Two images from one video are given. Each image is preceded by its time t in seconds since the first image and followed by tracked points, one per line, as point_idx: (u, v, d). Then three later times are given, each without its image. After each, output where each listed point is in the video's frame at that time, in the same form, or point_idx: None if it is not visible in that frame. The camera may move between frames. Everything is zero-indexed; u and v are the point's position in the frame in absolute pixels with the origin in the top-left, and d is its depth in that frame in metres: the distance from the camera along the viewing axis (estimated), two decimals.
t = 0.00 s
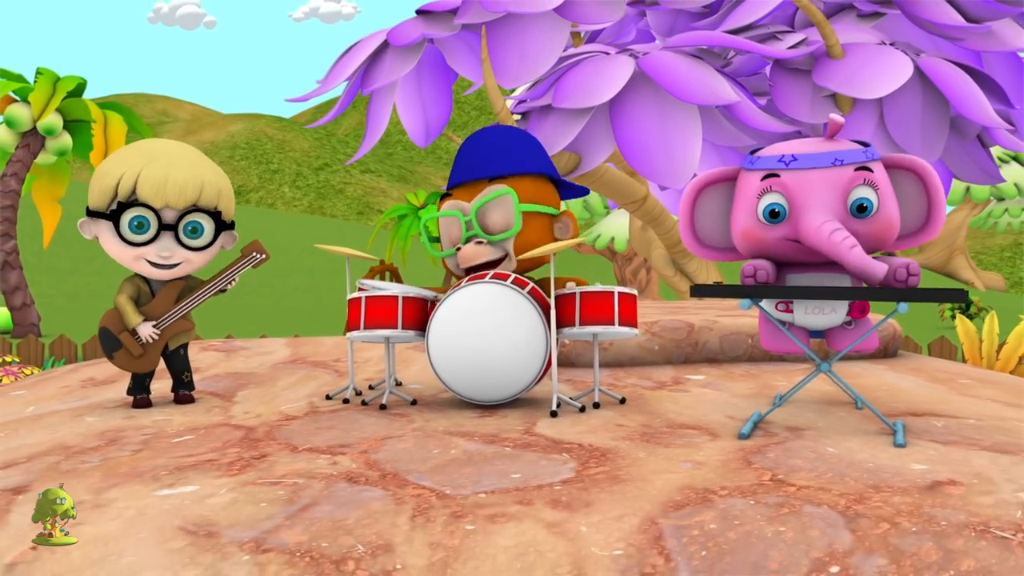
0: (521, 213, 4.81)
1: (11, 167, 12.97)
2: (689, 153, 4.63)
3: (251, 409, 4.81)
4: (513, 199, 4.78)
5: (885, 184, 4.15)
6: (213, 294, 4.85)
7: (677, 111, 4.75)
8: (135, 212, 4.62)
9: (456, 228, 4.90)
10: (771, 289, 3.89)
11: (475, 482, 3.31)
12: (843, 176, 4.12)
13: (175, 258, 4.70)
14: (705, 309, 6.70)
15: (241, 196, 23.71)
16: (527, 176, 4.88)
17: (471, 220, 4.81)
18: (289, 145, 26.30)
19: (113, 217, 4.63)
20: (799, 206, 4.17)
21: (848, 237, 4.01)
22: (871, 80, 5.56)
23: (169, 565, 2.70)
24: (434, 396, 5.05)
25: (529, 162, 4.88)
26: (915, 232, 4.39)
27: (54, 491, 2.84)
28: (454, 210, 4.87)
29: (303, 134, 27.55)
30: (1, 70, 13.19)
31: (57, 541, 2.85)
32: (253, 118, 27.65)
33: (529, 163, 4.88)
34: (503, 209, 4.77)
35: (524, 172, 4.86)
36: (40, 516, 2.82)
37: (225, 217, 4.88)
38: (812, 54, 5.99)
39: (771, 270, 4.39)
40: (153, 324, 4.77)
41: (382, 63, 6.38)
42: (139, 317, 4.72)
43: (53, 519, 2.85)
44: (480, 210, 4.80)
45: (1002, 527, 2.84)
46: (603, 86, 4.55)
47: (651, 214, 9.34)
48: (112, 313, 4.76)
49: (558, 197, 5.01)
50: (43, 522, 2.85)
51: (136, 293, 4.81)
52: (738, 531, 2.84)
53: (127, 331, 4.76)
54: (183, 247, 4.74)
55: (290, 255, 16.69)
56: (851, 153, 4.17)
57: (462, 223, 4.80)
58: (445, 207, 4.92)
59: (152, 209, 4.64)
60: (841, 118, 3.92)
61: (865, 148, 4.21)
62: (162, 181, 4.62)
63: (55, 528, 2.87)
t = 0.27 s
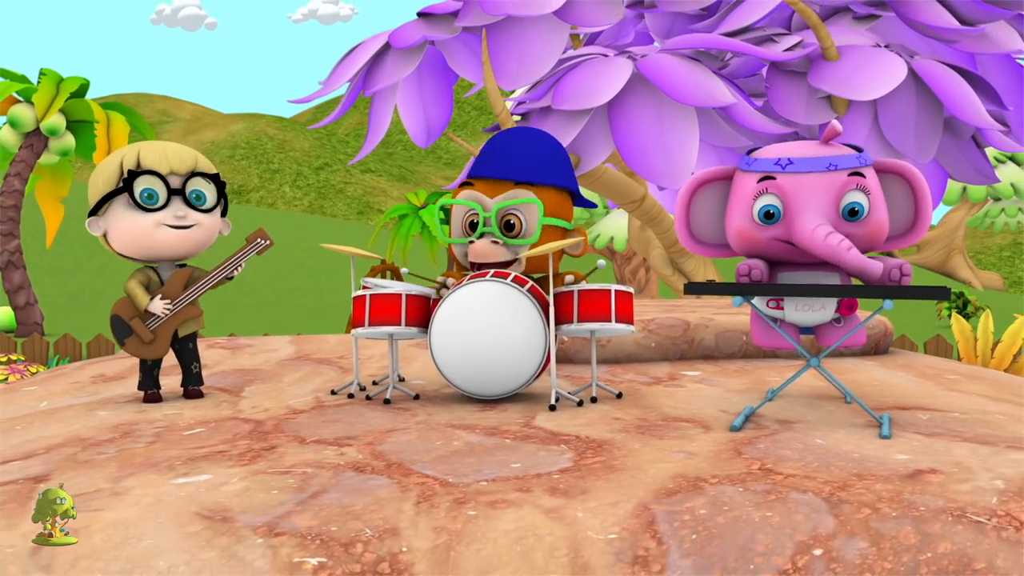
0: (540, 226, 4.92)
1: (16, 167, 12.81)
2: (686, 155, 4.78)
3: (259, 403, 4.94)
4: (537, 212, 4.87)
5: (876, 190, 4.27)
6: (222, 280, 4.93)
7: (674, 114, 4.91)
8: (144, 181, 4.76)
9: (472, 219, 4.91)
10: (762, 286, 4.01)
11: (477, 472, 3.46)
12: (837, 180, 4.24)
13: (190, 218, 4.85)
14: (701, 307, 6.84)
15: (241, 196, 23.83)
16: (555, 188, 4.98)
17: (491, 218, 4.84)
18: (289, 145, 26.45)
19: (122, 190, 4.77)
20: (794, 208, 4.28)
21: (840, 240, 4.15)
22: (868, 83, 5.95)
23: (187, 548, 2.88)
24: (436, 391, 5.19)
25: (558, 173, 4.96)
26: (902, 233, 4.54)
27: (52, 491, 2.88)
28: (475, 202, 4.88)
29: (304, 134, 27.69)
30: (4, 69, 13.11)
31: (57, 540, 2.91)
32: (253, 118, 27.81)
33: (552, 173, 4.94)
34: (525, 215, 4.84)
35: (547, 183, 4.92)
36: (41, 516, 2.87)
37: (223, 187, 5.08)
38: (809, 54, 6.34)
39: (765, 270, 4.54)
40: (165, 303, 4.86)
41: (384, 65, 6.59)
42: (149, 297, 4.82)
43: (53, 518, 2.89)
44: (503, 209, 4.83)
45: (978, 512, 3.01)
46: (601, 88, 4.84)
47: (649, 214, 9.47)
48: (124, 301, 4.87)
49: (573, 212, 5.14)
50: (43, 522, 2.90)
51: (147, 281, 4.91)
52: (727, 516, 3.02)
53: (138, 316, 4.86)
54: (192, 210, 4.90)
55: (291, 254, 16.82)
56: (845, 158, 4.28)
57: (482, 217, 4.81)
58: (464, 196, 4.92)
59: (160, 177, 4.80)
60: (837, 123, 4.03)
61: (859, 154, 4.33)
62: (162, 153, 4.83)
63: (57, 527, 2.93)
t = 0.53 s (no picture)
0: (547, 217, 4.98)
1: (18, 168, 12.93)
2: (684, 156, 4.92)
3: (264, 398, 5.04)
4: (545, 203, 4.94)
5: (869, 193, 4.41)
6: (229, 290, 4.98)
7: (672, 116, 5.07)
8: (155, 208, 4.78)
9: (478, 213, 5.00)
10: (753, 285, 4.14)
11: (478, 464, 3.58)
12: (832, 182, 4.36)
13: (194, 251, 4.86)
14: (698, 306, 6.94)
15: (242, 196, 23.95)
16: (560, 187, 5.08)
17: (498, 208, 4.92)
18: (290, 145, 26.57)
19: (134, 213, 4.79)
20: (789, 206, 4.37)
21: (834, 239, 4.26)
22: (864, 84, 6.51)
23: (199, 536, 3.03)
24: (438, 388, 5.29)
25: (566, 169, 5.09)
26: (893, 239, 4.66)
27: (52, 491, 2.99)
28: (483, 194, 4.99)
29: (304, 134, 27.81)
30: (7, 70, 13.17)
31: (57, 540, 2.99)
32: (253, 118, 27.95)
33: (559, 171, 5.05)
34: (532, 206, 4.93)
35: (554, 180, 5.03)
36: (41, 516, 2.97)
37: (241, 212, 5.04)
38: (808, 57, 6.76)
39: (760, 268, 4.68)
40: (172, 317, 4.94)
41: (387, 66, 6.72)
42: (157, 311, 4.89)
43: (53, 518, 2.99)
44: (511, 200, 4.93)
45: (960, 502, 3.14)
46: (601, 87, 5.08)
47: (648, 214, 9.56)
48: (133, 308, 4.92)
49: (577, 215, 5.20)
50: (43, 522, 2.99)
51: (155, 288, 4.96)
52: (719, 505, 3.15)
53: (148, 324, 4.93)
54: (200, 241, 4.90)
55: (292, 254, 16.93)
56: (840, 160, 4.41)
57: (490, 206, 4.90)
58: (473, 190, 5.03)
59: (172, 205, 4.80)
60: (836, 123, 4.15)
61: (853, 157, 4.47)
62: (180, 179, 4.79)
63: (54, 528, 3.00)
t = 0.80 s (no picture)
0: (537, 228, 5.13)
1: (22, 168, 13.00)
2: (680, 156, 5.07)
3: (270, 392, 5.17)
4: (534, 215, 5.07)
5: (854, 184, 4.51)
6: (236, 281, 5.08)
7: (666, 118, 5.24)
8: (163, 191, 4.90)
9: (472, 223, 5.14)
10: (746, 282, 4.23)
11: (479, 454, 3.72)
12: (816, 171, 4.48)
13: (206, 229, 4.99)
14: (695, 304, 7.06)
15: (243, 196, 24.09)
16: (551, 192, 5.19)
17: (489, 222, 5.08)
18: (291, 146, 26.72)
19: (144, 198, 4.91)
20: (773, 191, 4.48)
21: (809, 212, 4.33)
22: (858, 87, 6.63)
23: (212, 522, 3.19)
24: (439, 383, 5.42)
25: (554, 178, 5.16)
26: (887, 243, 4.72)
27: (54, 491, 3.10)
28: (472, 207, 5.13)
29: (305, 135, 27.95)
30: (10, 71, 13.26)
31: (57, 541, 3.09)
32: (254, 119, 28.11)
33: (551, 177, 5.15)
34: (523, 220, 5.07)
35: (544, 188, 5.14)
36: (42, 515, 3.07)
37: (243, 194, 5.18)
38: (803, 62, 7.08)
39: (753, 263, 4.76)
40: (181, 304, 5.03)
41: (387, 68, 6.89)
42: (166, 298, 4.99)
43: (53, 518, 3.09)
44: (501, 214, 5.06)
45: (943, 490, 3.28)
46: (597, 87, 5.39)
47: (646, 214, 9.66)
48: (143, 300, 5.03)
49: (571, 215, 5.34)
50: (44, 522, 3.09)
51: (164, 281, 5.08)
52: (710, 493, 3.29)
53: (157, 316, 5.04)
54: (209, 220, 5.03)
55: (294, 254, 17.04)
56: (825, 153, 4.56)
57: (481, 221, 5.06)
58: (464, 201, 5.16)
59: (179, 186, 4.93)
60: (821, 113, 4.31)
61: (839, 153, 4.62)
62: (183, 163, 4.93)
63: (59, 526, 3.11)
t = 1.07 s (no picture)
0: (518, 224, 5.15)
1: (27, 169, 13.13)
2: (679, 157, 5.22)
3: (278, 386, 5.32)
4: (507, 215, 5.10)
5: (840, 193, 4.64)
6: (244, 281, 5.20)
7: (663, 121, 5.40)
8: (175, 197, 5.02)
9: (458, 237, 5.28)
10: (740, 279, 4.35)
11: (480, 444, 3.87)
12: (803, 177, 4.62)
13: (215, 236, 5.11)
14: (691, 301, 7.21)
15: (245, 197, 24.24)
16: (521, 187, 5.18)
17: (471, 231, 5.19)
18: (292, 147, 26.87)
19: (155, 203, 5.02)
20: (757, 192, 4.66)
21: (780, 220, 4.50)
22: (852, 89, 6.76)
23: (226, 507, 3.35)
24: (441, 378, 5.57)
25: (515, 174, 5.16)
26: (879, 252, 4.83)
27: (54, 492, 3.27)
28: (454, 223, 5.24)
29: (307, 136, 28.11)
30: (16, 74, 13.40)
31: (57, 540, 3.22)
32: (256, 120, 28.27)
33: (516, 172, 5.16)
34: (501, 220, 5.11)
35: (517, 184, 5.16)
36: (43, 515, 3.24)
37: (252, 199, 5.31)
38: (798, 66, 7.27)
39: (749, 261, 4.89)
40: (190, 304, 5.15)
41: (389, 72, 7.06)
42: (176, 299, 5.10)
43: (53, 518, 3.23)
44: (478, 221, 5.15)
45: (923, 476, 3.44)
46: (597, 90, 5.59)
47: (644, 215, 9.80)
48: (153, 299, 5.15)
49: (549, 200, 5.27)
50: (43, 522, 3.23)
51: (174, 280, 5.19)
52: (701, 479, 3.45)
53: (167, 314, 5.16)
54: (218, 226, 5.16)
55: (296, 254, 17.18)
56: (815, 159, 4.68)
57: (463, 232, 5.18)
58: (445, 220, 5.30)
59: (190, 193, 5.05)
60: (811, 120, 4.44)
61: (830, 159, 4.73)
62: (196, 168, 5.05)
63: (57, 527, 3.24)
